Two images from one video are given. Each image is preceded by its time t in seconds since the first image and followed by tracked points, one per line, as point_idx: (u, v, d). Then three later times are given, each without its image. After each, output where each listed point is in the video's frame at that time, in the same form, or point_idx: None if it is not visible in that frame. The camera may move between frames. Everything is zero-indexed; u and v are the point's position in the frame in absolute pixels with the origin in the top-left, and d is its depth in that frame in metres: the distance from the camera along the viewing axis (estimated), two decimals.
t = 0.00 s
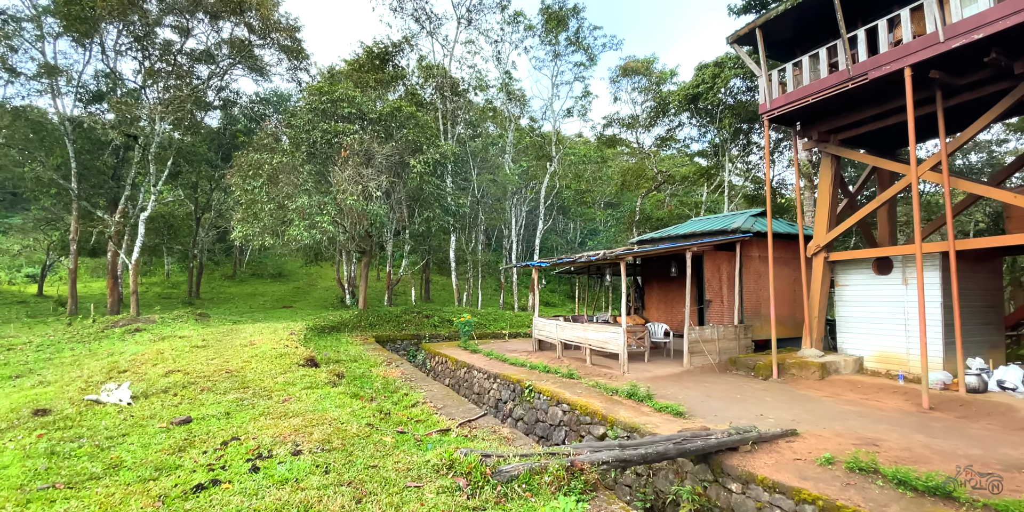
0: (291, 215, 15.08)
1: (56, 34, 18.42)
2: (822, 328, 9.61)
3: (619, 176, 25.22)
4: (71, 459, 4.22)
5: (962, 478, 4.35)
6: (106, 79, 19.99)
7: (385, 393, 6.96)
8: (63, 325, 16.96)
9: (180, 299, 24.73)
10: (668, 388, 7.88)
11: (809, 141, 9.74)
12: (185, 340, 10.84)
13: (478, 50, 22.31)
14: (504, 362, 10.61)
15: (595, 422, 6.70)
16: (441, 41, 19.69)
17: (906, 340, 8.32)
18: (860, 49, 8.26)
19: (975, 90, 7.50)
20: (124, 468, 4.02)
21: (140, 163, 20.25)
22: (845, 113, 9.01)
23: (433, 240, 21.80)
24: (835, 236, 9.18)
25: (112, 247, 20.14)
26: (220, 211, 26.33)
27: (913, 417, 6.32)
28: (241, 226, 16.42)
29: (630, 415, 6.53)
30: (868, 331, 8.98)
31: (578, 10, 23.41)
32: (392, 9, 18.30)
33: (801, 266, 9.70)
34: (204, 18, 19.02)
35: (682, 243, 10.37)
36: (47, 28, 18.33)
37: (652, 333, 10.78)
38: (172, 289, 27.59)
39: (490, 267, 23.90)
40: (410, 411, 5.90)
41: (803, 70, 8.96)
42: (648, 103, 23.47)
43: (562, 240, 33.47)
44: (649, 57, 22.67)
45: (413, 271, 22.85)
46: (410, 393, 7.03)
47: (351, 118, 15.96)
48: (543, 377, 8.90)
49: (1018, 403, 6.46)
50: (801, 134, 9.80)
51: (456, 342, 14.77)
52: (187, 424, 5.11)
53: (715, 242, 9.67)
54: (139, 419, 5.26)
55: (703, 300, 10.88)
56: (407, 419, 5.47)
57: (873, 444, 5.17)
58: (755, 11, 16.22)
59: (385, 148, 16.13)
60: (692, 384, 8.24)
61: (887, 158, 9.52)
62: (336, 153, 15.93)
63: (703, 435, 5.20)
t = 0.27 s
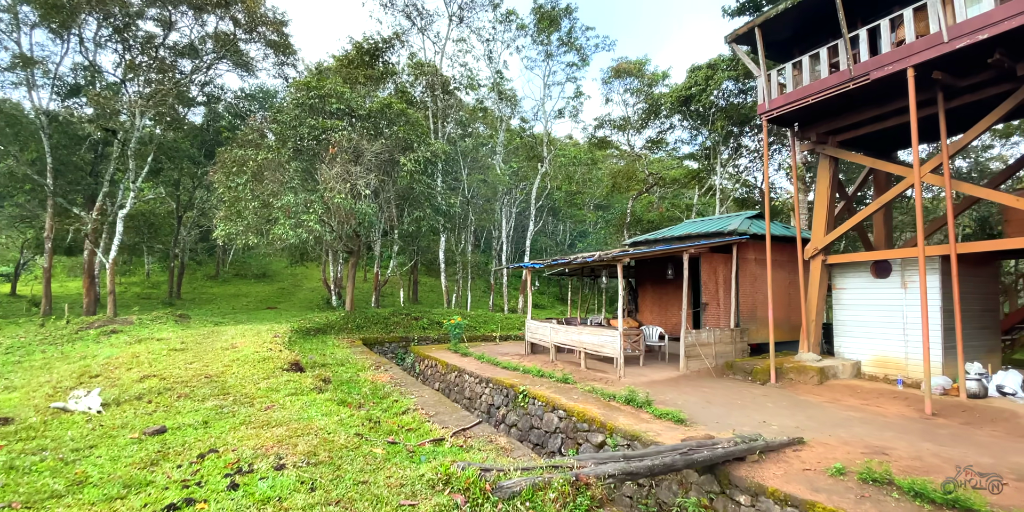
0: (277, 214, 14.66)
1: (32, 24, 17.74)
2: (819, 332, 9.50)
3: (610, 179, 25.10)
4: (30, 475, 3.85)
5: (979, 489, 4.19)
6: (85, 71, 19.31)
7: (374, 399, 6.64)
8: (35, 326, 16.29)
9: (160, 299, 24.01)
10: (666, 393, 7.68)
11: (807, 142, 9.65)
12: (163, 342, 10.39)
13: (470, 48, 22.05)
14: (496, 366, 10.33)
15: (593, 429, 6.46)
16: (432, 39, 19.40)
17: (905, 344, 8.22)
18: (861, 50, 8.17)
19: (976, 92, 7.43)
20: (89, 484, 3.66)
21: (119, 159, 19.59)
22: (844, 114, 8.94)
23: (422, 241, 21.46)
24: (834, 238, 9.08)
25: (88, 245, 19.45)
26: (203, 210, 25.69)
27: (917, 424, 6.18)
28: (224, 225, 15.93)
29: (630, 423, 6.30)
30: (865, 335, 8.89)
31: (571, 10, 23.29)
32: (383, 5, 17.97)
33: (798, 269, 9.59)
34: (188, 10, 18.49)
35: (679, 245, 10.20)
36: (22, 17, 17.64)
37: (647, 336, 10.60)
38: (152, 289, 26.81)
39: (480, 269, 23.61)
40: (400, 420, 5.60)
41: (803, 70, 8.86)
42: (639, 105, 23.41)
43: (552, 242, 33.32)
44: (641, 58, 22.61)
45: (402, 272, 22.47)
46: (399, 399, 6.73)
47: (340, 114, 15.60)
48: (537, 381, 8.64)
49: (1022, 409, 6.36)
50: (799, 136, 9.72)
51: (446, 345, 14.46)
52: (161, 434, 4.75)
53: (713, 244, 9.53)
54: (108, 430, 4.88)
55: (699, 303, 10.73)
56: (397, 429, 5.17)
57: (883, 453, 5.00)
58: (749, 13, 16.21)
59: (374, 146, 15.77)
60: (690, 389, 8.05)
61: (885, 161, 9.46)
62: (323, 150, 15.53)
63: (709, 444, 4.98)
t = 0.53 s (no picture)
0: (260, 212, 14.20)
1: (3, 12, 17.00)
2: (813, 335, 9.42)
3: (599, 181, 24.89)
4: None
5: (994, 501, 4.04)
6: (60, 63, 18.55)
7: (360, 407, 6.33)
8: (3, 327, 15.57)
9: (137, 299, 23.25)
10: (663, 398, 7.50)
11: (802, 144, 9.57)
12: (138, 345, 9.92)
13: (460, 47, 21.78)
14: (487, 369, 10.07)
15: (590, 436, 6.24)
16: (422, 36, 19.09)
17: (901, 348, 8.15)
18: (859, 51, 8.11)
19: (974, 95, 7.39)
20: (46, 505, 3.31)
21: (95, 154, 18.89)
22: (841, 116, 8.86)
23: (410, 242, 21.10)
24: (829, 241, 9.00)
25: (61, 243, 18.71)
26: (183, 208, 24.98)
27: (918, 430, 6.07)
28: (204, 223, 15.39)
29: (629, 430, 6.10)
30: (860, 339, 8.83)
31: (562, 10, 23.15)
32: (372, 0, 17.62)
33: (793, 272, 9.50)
34: (170, 2, 17.91)
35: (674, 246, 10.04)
36: None
37: (641, 339, 10.44)
38: (129, 289, 25.98)
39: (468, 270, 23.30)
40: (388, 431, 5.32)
41: (800, 71, 8.76)
42: (630, 106, 23.36)
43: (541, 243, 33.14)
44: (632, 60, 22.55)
45: (389, 273, 22.05)
46: (388, 407, 6.42)
47: (326, 110, 15.22)
48: (530, 386, 8.39)
49: (1021, 414, 6.29)
50: (794, 137, 9.62)
51: (434, 347, 14.13)
52: (131, 447, 4.40)
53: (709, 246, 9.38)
54: (73, 443, 4.51)
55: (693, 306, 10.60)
56: (386, 439, 4.90)
57: (890, 462, 4.85)
58: (741, 15, 16.20)
59: (362, 143, 15.40)
60: (686, 393, 7.88)
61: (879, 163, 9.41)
62: (309, 147, 15.14)
63: (713, 454, 4.78)
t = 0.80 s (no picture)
0: (240, 209, 13.72)
1: None
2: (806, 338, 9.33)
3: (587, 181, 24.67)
4: None
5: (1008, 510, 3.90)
6: (29, 52, 17.75)
7: (345, 414, 6.02)
8: None
9: (110, 299, 22.39)
10: (658, 403, 7.31)
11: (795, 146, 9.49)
12: (108, 347, 9.41)
13: (448, 44, 21.48)
14: (476, 373, 9.80)
15: (586, 443, 6.02)
16: (409, 32, 18.76)
17: (894, 351, 8.08)
18: (854, 51, 8.03)
19: (968, 98, 7.35)
20: None
21: (66, 147, 18.10)
22: (834, 118, 8.79)
23: (396, 241, 20.70)
24: (822, 243, 8.92)
25: (29, 240, 17.88)
26: (160, 205, 24.16)
27: (918, 435, 5.96)
28: (182, 220, 14.85)
29: (626, 436, 5.90)
30: (853, 342, 8.76)
31: (551, 10, 23.01)
32: None
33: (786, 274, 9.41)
34: None
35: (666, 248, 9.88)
36: None
37: (633, 341, 10.27)
38: (102, 288, 25.04)
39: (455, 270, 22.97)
40: (374, 440, 5.01)
41: (795, 71, 8.67)
42: (618, 108, 23.31)
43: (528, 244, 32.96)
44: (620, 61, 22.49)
45: (374, 273, 21.61)
46: (376, 414, 6.12)
47: (310, 105, 14.83)
48: (522, 390, 8.15)
49: (1019, 418, 6.22)
50: (787, 139, 9.51)
51: (421, 350, 13.79)
52: (93, 460, 4.01)
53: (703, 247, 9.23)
54: (28, 455, 4.11)
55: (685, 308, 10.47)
56: (374, 450, 4.64)
57: (897, 469, 4.70)
58: (730, 18, 16.21)
59: (347, 139, 15.02)
60: (681, 398, 7.71)
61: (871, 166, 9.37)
62: (292, 142, 14.74)
63: (717, 463, 4.58)
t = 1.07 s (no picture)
0: (217, 204, 13.18)
1: None
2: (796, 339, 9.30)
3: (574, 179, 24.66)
4: None
5: None
6: None
7: (327, 422, 5.71)
8: None
9: (78, 298, 21.46)
10: (652, 406, 7.15)
11: (786, 145, 9.43)
12: (74, 350, 8.89)
13: (433, 39, 21.09)
14: (464, 375, 9.53)
15: (581, 450, 5.82)
16: (394, 26, 18.34)
17: (885, 352, 8.06)
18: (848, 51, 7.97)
19: (960, 99, 7.34)
20: None
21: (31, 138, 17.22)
22: (826, 118, 8.73)
23: (379, 239, 20.26)
24: (813, 244, 8.88)
25: None
26: (132, 200, 23.25)
27: (915, 438, 5.89)
28: (155, 215, 14.25)
29: (623, 442, 5.72)
30: (842, 343, 8.75)
31: (538, 7, 22.78)
32: None
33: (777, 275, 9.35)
34: None
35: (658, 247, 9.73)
36: None
37: (624, 341, 10.12)
38: (70, 286, 24.00)
39: (440, 269, 22.63)
40: (359, 451, 4.72)
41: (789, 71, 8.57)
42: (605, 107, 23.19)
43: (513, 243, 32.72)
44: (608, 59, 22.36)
45: (356, 272, 21.15)
46: (361, 422, 5.81)
47: (292, 97, 14.38)
48: (512, 394, 7.92)
49: (1011, 419, 6.20)
50: (778, 139, 9.42)
51: (405, 351, 13.46)
52: (50, 478, 3.62)
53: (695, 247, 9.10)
54: None
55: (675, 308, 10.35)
56: (359, 461, 4.38)
57: (900, 475, 4.58)
58: (718, 18, 16.17)
59: (329, 133, 14.58)
60: (675, 400, 7.56)
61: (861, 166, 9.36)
62: (272, 136, 14.27)
63: (720, 472, 4.41)
